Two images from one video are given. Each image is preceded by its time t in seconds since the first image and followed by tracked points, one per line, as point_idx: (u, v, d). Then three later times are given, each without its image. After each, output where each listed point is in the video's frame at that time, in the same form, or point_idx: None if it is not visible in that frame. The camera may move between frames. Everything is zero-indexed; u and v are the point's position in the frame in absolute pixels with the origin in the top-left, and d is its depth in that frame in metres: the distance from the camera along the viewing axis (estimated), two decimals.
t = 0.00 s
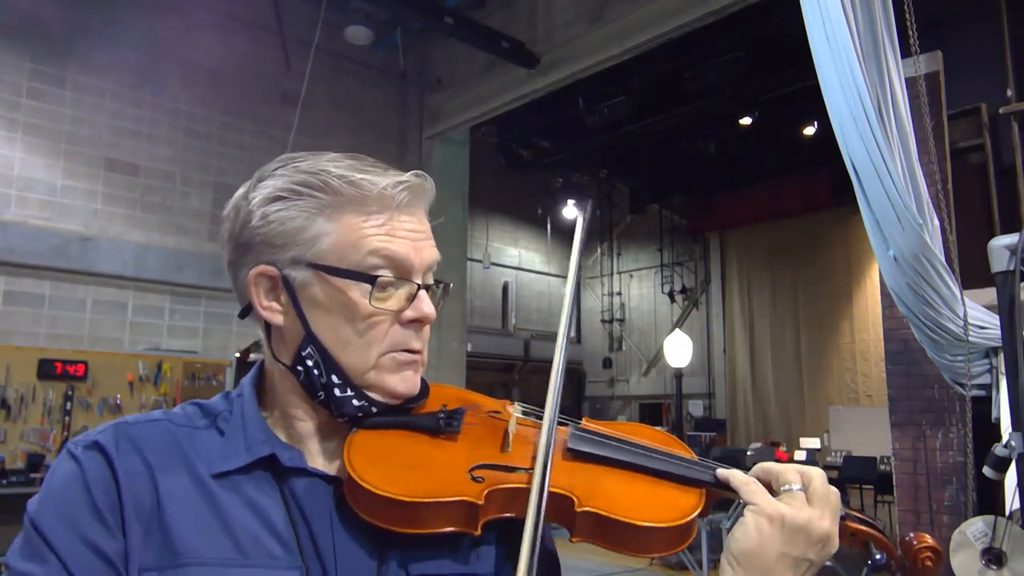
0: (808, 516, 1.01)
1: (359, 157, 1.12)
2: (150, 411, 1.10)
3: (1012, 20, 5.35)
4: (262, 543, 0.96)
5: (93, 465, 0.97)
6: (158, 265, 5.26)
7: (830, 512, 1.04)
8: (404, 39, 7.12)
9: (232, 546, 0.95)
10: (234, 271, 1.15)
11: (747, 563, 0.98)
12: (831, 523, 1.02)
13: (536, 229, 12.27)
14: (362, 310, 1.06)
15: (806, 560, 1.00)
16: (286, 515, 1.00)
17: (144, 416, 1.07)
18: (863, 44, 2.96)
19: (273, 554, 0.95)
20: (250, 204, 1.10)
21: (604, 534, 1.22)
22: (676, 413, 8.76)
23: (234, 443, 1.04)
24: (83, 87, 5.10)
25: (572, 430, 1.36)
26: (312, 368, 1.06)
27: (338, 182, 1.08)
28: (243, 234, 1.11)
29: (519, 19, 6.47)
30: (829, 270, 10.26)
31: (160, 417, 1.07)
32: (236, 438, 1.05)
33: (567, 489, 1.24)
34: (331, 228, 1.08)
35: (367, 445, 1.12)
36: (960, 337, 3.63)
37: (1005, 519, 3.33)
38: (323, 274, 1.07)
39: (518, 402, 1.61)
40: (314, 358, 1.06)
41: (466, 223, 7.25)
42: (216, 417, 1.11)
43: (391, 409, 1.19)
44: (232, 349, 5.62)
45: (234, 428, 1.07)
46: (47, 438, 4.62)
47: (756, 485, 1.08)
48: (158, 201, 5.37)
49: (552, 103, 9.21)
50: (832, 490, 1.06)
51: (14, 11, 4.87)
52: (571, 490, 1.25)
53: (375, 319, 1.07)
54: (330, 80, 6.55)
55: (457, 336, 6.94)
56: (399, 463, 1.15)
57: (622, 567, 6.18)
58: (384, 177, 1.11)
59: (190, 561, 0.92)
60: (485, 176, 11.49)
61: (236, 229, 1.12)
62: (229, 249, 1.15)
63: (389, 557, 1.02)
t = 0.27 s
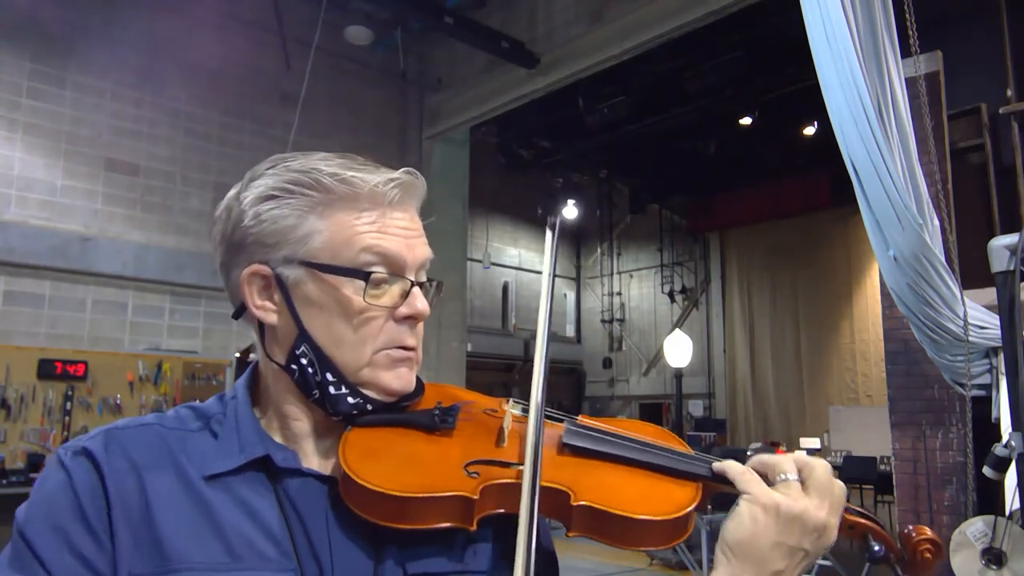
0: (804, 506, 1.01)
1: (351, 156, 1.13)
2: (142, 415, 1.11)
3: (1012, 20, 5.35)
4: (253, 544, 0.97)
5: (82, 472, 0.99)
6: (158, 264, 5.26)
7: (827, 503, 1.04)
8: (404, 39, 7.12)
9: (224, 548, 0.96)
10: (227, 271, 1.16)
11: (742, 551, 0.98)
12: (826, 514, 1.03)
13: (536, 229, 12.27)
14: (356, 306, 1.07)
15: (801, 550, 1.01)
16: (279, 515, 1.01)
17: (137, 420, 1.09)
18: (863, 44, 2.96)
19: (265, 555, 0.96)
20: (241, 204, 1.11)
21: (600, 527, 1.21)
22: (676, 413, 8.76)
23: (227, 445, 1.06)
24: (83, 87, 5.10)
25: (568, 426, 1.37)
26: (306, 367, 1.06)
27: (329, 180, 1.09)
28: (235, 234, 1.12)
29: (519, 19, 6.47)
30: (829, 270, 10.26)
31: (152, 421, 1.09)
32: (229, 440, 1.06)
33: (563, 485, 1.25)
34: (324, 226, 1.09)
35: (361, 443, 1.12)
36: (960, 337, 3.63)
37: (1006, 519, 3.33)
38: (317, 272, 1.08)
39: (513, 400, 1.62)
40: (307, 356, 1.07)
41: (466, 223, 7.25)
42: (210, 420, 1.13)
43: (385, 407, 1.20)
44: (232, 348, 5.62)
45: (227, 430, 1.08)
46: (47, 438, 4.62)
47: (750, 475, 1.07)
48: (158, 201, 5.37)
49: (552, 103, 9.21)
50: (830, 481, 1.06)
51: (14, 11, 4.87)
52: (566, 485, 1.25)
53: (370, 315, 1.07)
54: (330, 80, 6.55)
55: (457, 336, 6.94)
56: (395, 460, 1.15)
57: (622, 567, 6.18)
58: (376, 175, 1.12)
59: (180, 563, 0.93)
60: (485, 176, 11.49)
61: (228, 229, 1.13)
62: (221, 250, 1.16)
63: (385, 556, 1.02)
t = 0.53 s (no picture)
0: (797, 480, 1.02)
1: (345, 155, 1.14)
2: (140, 416, 1.12)
3: (1012, 20, 5.35)
4: (253, 542, 0.97)
5: (76, 475, 0.99)
6: (158, 265, 5.26)
7: (820, 478, 1.05)
8: (404, 39, 7.12)
9: (223, 546, 0.97)
10: (225, 272, 1.17)
11: (736, 525, 0.99)
12: (820, 488, 1.04)
13: (536, 229, 12.27)
14: (352, 302, 1.08)
15: (795, 524, 1.01)
16: (280, 511, 1.02)
17: (134, 422, 1.10)
18: (863, 45, 2.96)
19: (265, 552, 0.97)
20: (238, 204, 1.12)
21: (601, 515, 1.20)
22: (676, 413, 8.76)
23: (227, 444, 1.07)
24: (83, 88, 5.10)
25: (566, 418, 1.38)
26: (304, 364, 1.07)
27: (323, 178, 1.09)
28: (232, 234, 1.13)
29: (519, 20, 6.47)
30: (829, 270, 10.26)
31: (150, 423, 1.09)
32: (228, 439, 1.07)
33: (564, 474, 1.24)
34: (319, 224, 1.09)
35: (362, 438, 1.12)
36: (961, 337, 3.63)
37: (1006, 518, 3.33)
38: (313, 269, 1.08)
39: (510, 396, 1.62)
40: (305, 353, 1.07)
41: (466, 223, 7.24)
42: (209, 420, 1.14)
43: (384, 403, 1.20)
44: (232, 348, 5.62)
45: (227, 429, 1.09)
46: (48, 438, 4.62)
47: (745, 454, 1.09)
48: (158, 201, 5.37)
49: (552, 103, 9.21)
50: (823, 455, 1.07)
51: (14, 11, 4.87)
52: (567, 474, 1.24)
53: (366, 310, 1.08)
54: (330, 80, 6.55)
55: (457, 336, 6.93)
56: (396, 454, 1.14)
57: (622, 567, 6.17)
58: (368, 173, 1.12)
59: (179, 562, 0.94)
60: (485, 176, 11.49)
61: (225, 230, 1.14)
62: (218, 252, 1.17)
63: (388, 549, 1.02)
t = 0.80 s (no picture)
0: (806, 491, 1.02)
1: (351, 152, 1.18)
2: (141, 415, 1.12)
3: (1012, 20, 5.35)
4: (253, 545, 0.98)
5: (76, 477, 0.99)
6: (158, 265, 5.25)
7: (827, 490, 1.05)
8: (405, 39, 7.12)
9: (224, 549, 0.97)
10: (229, 268, 1.19)
11: (744, 532, 0.98)
12: (827, 501, 1.04)
13: (536, 229, 12.27)
14: (356, 298, 1.10)
15: (801, 535, 1.01)
16: (281, 514, 1.03)
17: (134, 421, 1.10)
18: (863, 45, 2.96)
19: (265, 556, 0.97)
20: (243, 199, 1.15)
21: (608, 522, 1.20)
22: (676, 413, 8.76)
23: (228, 444, 1.07)
24: (83, 88, 5.10)
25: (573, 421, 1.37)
26: (307, 361, 1.08)
27: (329, 173, 1.12)
28: (236, 230, 1.15)
29: (519, 19, 6.46)
30: (829, 270, 10.26)
31: (151, 422, 1.10)
32: (229, 439, 1.08)
33: (572, 480, 1.23)
34: (324, 219, 1.12)
35: (366, 440, 1.13)
36: (961, 337, 3.63)
37: (1005, 519, 3.33)
38: (316, 265, 1.10)
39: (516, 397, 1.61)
40: (309, 350, 1.09)
41: (466, 223, 7.24)
42: (210, 418, 1.15)
43: (387, 404, 1.21)
44: (232, 348, 5.62)
45: (228, 429, 1.10)
46: (48, 438, 4.62)
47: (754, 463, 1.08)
48: (158, 200, 5.37)
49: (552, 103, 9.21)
50: (831, 468, 1.07)
51: (14, 11, 4.87)
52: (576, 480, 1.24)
53: (370, 307, 1.10)
54: (330, 80, 6.55)
55: (457, 336, 6.93)
56: (401, 457, 1.14)
57: (622, 567, 6.17)
58: (375, 170, 1.16)
59: (179, 566, 0.94)
60: (485, 176, 11.49)
61: (229, 226, 1.16)
62: (222, 247, 1.19)
63: (391, 553, 1.03)
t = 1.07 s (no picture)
0: (808, 523, 1.01)
1: (351, 150, 1.13)
2: (140, 411, 1.12)
3: (1012, 20, 5.34)
4: (250, 549, 0.98)
5: (76, 474, 1.00)
6: (157, 264, 5.26)
7: (831, 520, 1.04)
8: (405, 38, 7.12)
9: (220, 551, 0.97)
10: (225, 266, 1.17)
11: (738, 564, 0.99)
12: (830, 532, 1.03)
13: (536, 229, 12.28)
14: (352, 306, 1.08)
15: (801, 566, 1.01)
16: (277, 518, 1.02)
17: (134, 417, 1.10)
18: (863, 45, 2.96)
19: (262, 560, 0.97)
20: (237, 198, 1.13)
21: (599, 542, 1.22)
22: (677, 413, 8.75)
23: (226, 445, 1.07)
24: (83, 88, 5.10)
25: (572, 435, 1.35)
26: (303, 366, 1.08)
27: (326, 176, 1.09)
28: (231, 229, 1.14)
29: (519, 19, 6.47)
30: (829, 270, 10.26)
31: (150, 419, 1.09)
32: (227, 439, 1.07)
33: (566, 496, 1.24)
34: (321, 223, 1.10)
35: (361, 445, 1.13)
36: (961, 338, 3.63)
37: (1006, 519, 3.33)
38: (312, 270, 1.09)
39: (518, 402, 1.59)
40: (305, 356, 1.08)
41: (466, 222, 7.24)
42: (208, 417, 1.14)
43: (387, 409, 1.20)
44: (231, 348, 5.62)
45: (226, 429, 1.09)
46: (48, 438, 4.62)
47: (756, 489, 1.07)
48: (158, 200, 5.37)
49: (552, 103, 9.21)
50: (837, 497, 1.05)
51: (14, 11, 4.87)
52: (570, 496, 1.25)
53: (368, 316, 1.08)
54: (330, 80, 6.55)
55: (457, 336, 6.93)
56: (395, 467, 1.13)
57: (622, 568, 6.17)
58: (374, 170, 1.12)
59: (175, 568, 0.94)
60: (485, 176, 11.48)
61: (224, 224, 1.14)
62: (219, 245, 1.17)
63: (384, 565, 1.02)
